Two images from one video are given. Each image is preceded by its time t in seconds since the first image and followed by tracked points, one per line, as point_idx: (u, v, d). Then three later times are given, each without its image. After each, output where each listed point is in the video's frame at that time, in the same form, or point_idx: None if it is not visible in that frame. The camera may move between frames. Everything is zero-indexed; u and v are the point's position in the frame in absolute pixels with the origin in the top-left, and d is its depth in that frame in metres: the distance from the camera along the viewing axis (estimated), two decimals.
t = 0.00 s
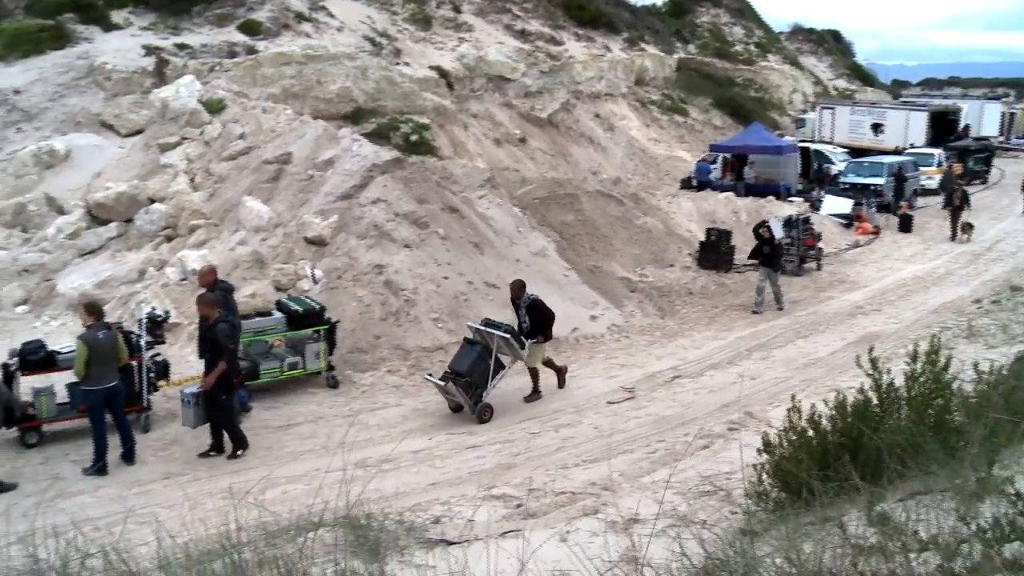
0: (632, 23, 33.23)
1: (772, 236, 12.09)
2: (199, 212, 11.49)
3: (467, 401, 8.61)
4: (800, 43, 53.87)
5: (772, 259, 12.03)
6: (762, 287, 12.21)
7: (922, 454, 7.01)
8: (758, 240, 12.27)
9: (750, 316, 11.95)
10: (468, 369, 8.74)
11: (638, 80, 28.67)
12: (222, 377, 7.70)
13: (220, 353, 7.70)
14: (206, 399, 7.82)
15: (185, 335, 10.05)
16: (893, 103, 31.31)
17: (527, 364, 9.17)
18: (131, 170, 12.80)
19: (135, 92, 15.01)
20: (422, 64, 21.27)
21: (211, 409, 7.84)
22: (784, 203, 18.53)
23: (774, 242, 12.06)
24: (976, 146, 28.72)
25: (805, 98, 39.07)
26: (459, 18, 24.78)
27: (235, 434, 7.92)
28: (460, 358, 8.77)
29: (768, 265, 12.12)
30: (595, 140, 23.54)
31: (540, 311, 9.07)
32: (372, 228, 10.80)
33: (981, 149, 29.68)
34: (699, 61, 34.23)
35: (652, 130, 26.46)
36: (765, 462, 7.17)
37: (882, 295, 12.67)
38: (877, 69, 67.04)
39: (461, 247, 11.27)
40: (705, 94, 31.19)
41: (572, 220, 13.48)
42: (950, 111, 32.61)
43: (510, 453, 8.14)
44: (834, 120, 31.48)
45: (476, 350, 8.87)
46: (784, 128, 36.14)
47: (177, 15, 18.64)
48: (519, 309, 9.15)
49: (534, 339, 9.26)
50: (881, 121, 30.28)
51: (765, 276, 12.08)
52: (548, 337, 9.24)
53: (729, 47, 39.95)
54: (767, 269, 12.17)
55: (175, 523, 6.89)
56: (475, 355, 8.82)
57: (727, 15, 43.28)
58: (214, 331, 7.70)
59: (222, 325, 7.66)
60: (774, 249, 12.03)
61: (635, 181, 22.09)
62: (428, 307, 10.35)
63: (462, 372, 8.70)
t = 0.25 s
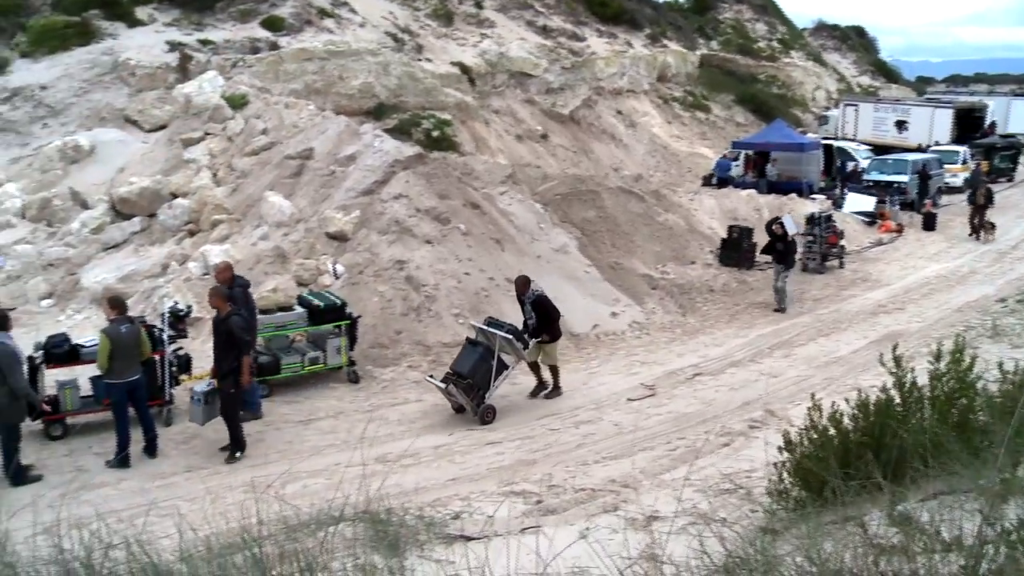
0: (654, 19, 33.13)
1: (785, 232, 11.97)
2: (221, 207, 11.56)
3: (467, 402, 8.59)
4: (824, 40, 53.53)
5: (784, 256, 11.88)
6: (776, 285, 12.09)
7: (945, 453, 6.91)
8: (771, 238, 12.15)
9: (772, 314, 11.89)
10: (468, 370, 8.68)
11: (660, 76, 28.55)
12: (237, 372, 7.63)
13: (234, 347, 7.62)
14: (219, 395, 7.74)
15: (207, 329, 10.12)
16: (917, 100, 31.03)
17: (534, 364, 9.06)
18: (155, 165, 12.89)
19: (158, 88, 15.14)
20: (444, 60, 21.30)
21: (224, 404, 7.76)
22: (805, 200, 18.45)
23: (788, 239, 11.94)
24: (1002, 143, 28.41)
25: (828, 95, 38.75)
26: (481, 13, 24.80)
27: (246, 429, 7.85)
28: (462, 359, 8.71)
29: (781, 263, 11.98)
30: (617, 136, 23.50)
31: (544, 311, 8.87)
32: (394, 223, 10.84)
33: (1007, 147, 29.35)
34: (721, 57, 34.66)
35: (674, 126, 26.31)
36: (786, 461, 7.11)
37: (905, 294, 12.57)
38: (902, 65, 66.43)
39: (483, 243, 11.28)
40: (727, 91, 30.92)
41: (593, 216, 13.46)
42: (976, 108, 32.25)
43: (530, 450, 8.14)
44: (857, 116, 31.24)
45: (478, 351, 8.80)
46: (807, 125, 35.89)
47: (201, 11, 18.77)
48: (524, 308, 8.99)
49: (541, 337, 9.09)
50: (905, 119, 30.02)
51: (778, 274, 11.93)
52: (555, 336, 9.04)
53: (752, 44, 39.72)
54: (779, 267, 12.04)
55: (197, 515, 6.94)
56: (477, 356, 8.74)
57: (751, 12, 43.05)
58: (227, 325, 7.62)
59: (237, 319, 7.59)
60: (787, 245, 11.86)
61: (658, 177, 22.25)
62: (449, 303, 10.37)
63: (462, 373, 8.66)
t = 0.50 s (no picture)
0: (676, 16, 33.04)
1: (797, 233, 11.85)
2: (242, 203, 11.63)
3: (467, 402, 8.48)
4: (846, 37, 53.18)
5: (795, 258, 11.79)
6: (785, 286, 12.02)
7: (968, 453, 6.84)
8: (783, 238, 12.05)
9: (793, 313, 11.83)
10: (468, 370, 8.58)
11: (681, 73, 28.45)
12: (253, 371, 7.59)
13: (248, 345, 7.59)
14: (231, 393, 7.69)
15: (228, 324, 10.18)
16: (941, 97, 30.76)
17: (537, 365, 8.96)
18: (176, 160, 12.98)
19: (180, 84, 15.25)
20: (465, 57, 21.32)
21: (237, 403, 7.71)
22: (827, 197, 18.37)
23: (799, 240, 11.81)
24: None
25: (850, 93, 38.49)
26: (502, 10, 24.82)
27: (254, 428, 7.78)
28: (462, 359, 8.63)
29: (792, 264, 11.88)
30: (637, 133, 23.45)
31: (547, 312, 8.80)
32: (414, 219, 10.87)
33: None
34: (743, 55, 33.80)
35: (695, 123, 26.23)
36: (805, 459, 7.06)
37: (927, 293, 12.48)
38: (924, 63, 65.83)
39: (503, 239, 11.30)
40: (748, 87, 30.70)
41: (613, 213, 13.43)
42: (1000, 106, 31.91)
43: (549, 446, 8.15)
44: (880, 114, 30.95)
45: (479, 351, 8.72)
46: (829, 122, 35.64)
47: (223, 7, 18.89)
48: (526, 309, 8.92)
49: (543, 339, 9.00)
50: (928, 116, 29.77)
51: (789, 275, 11.84)
52: (558, 339, 8.95)
53: (774, 40, 39.46)
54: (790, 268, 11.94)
55: (217, 509, 6.98)
56: (477, 356, 8.65)
57: (772, 8, 42.83)
58: (241, 323, 7.58)
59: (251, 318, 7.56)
60: (798, 248, 11.78)
61: (678, 174, 22.16)
62: (469, 299, 10.38)
63: (462, 372, 8.56)
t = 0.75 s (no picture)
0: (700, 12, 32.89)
1: (811, 232, 11.74)
2: (265, 196, 11.70)
3: (464, 402, 8.36)
4: (872, 32, 52.68)
5: (811, 255, 11.65)
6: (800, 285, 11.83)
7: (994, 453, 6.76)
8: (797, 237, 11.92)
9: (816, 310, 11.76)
10: (466, 369, 8.45)
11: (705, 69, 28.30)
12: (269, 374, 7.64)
13: (263, 348, 7.62)
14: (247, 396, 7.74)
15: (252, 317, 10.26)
16: (970, 93, 30.49)
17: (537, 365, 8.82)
18: (202, 154, 13.07)
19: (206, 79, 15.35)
20: (489, 52, 21.33)
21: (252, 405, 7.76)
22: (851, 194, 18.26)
23: (813, 237, 11.72)
24: None
25: (875, 89, 38.12)
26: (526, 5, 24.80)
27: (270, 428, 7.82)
28: (459, 358, 8.48)
29: (807, 262, 11.73)
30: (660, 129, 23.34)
31: (547, 310, 8.63)
32: (437, 214, 10.92)
33: None
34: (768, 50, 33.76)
35: (719, 119, 26.09)
36: (828, 458, 7.00)
37: (953, 292, 12.36)
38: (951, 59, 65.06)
39: (526, 235, 11.32)
40: (773, 83, 30.50)
41: (636, 210, 13.40)
42: None
43: (571, 442, 8.15)
44: (906, 110, 30.62)
45: (477, 350, 8.56)
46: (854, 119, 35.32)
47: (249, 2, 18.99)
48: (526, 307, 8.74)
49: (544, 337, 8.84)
50: (956, 112, 29.60)
51: (803, 274, 11.69)
52: (558, 337, 8.78)
53: (800, 36, 39.15)
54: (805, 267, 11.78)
55: (240, 502, 7.04)
56: (475, 355, 8.49)
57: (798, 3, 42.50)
58: (256, 327, 7.60)
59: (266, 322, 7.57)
60: (812, 245, 11.63)
61: (702, 171, 21.89)
62: (491, 294, 10.41)
63: (460, 372, 8.43)
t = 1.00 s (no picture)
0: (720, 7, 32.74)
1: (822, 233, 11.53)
2: (285, 191, 11.75)
3: (460, 401, 8.29)
4: (894, 28, 52.24)
5: (820, 257, 11.53)
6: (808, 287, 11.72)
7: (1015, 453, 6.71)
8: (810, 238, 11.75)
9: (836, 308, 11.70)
10: (462, 368, 8.39)
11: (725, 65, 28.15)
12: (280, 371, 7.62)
13: (273, 345, 7.60)
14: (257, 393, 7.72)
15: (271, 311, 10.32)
16: (992, 90, 30.19)
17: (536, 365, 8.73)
18: (222, 149, 13.14)
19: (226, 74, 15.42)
20: (508, 47, 21.31)
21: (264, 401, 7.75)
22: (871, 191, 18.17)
23: (823, 239, 11.54)
24: None
25: (897, 85, 37.77)
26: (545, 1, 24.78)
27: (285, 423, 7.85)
28: (456, 357, 8.42)
29: (816, 264, 11.62)
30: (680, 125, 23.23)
31: (547, 310, 8.53)
32: (456, 210, 10.96)
33: None
34: (788, 46, 33.83)
35: (739, 115, 25.93)
36: (846, 456, 6.95)
37: (975, 290, 12.28)
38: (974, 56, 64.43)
39: (544, 231, 11.33)
40: (792, 79, 30.34)
41: (656, 206, 13.37)
42: None
43: (588, 438, 8.15)
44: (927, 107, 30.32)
45: (475, 349, 8.49)
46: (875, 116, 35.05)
47: None
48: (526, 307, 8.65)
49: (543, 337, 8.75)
50: (979, 109, 29.31)
51: (812, 275, 11.60)
52: (557, 338, 8.68)
53: (821, 32, 38.85)
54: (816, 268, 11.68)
55: (258, 495, 7.08)
56: (472, 354, 8.42)
57: None
58: (265, 324, 7.57)
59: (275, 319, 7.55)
60: (822, 246, 11.52)
61: (721, 167, 21.72)
62: (509, 290, 10.43)
63: (456, 371, 8.37)
